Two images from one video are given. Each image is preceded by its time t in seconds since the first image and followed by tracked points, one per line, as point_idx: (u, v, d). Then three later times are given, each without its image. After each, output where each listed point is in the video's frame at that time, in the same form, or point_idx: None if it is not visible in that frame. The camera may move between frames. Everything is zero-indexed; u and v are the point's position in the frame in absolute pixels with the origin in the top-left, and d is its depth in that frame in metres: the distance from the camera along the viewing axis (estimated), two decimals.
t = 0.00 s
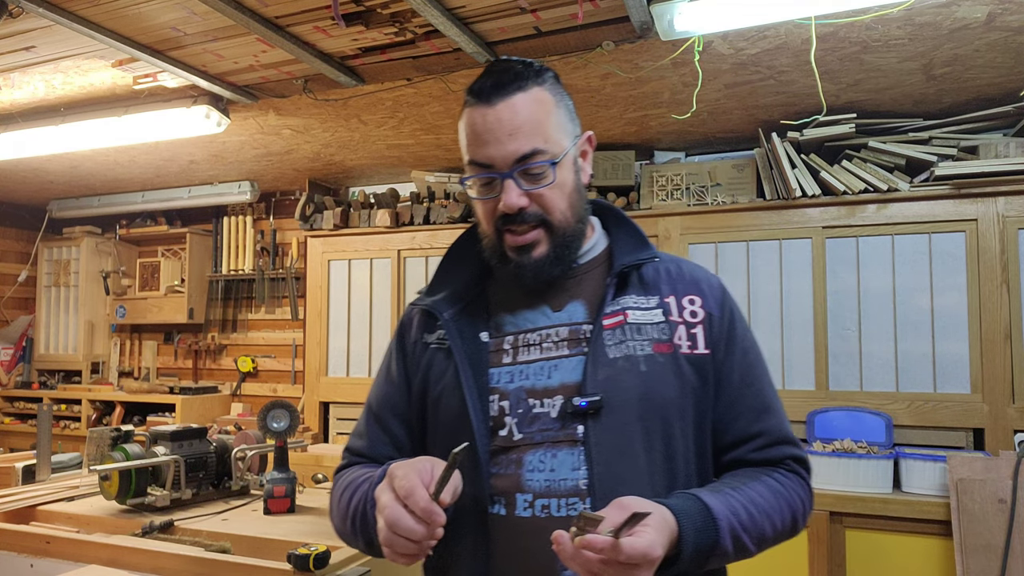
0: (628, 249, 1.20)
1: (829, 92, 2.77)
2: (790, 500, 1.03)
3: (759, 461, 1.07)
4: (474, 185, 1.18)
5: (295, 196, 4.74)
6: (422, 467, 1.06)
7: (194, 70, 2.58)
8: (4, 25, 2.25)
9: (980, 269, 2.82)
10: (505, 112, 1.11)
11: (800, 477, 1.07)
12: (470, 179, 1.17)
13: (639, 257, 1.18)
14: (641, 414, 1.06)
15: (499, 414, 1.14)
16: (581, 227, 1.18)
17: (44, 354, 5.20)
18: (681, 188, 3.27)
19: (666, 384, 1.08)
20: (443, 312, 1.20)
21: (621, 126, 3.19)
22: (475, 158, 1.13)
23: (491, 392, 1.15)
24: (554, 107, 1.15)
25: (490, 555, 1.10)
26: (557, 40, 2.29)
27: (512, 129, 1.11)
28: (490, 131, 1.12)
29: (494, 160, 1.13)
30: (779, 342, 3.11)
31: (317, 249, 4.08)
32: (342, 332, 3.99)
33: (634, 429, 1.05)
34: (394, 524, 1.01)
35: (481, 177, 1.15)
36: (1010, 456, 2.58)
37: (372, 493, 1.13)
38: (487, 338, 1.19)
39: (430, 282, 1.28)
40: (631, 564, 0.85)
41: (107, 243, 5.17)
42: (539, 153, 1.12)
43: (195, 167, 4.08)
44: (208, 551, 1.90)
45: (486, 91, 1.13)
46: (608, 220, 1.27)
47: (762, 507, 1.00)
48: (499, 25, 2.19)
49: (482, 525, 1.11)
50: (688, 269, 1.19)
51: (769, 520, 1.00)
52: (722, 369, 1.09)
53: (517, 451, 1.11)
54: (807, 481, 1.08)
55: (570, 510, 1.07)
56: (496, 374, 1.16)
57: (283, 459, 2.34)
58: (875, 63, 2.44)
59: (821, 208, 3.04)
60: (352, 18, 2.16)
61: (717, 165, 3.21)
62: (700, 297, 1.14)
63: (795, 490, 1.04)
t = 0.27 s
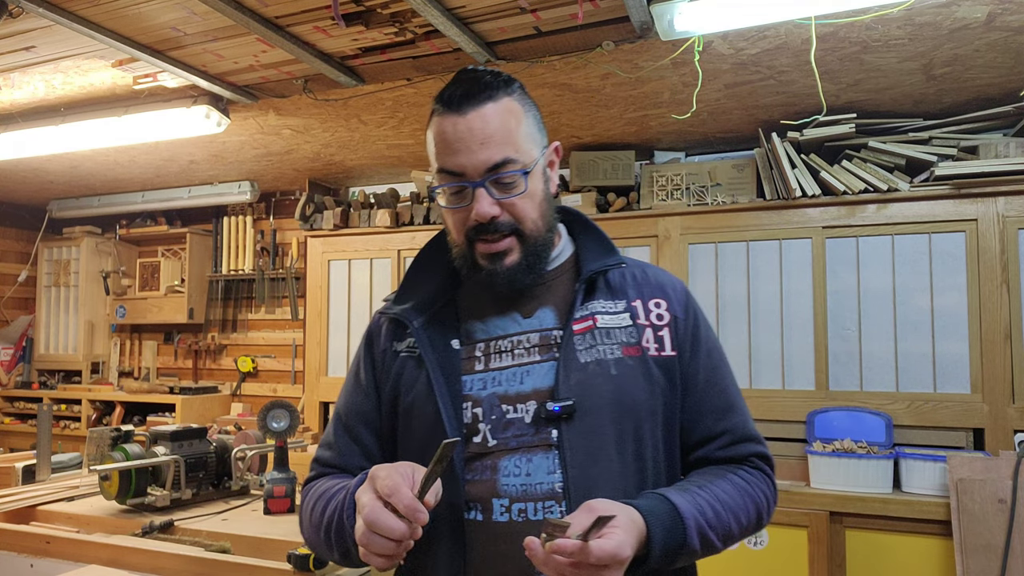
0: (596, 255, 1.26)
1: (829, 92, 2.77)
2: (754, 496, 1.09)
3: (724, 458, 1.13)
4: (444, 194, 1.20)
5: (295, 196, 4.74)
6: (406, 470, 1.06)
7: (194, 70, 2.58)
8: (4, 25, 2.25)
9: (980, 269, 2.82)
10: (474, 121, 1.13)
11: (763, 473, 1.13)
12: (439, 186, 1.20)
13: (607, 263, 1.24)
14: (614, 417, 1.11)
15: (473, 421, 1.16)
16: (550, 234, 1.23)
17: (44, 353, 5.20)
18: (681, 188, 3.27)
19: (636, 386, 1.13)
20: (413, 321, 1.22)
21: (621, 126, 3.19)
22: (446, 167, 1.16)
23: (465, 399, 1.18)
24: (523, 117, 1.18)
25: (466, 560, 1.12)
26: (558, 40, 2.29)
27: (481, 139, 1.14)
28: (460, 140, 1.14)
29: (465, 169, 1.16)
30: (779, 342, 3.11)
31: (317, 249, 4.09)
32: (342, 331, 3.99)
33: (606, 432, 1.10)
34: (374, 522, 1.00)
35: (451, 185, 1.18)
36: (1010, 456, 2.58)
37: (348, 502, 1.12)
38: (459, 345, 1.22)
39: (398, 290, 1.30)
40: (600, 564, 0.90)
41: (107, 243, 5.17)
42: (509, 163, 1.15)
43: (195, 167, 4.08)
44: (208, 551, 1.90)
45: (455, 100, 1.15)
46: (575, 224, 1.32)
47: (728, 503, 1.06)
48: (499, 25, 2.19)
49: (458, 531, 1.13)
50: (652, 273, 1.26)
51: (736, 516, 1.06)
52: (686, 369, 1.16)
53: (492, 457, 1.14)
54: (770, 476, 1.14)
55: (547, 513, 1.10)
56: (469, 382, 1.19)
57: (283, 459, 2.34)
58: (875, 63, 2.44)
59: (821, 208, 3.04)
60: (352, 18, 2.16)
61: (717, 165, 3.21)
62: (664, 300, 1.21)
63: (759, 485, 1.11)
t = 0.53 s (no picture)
0: (580, 254, 1.28)
1: (829, 92, 2.77)
2: (741, 491, 1.10)
3: (710, 454, 1.15)
4: (429, 192, 1.22)
5: (295, 196, 4.74)
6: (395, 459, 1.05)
7: (194, 70, 2.58)
8: (4, 25, 2.25)
9: (980, 269, 2.82)
10: (460, 120, 1.16)
11: (750, 468, 1.16)
12: (426, 185, 1.22)
13: (591, 261, 1.26)
14: (601, 413, 1.12)
15: (460, 418, 1.17)
16: (535, 236, 1.25)
17: (44, 353, 5.20)
18: (681, 188, 3.27)
19: (623, 382, 1.15)
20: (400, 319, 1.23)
21: (621, 126, 3.19)
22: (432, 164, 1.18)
23: (451, 396, 1.19)
24: (507, 118, 1.20)
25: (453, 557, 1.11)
26: (558, 40, 2.29)
27: (467, 137, 1.16)
28: (446, 137, 1.16)
29: (450, 166, 1.17)
30: (779, 342, 3.11)
31: (317, 249, 4.09)
32: (342, 331, 3.99)
33: (594, 428, 1.11)
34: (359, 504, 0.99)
35: (436, 183, 1.19)
36: (1010, 456, 2.58)
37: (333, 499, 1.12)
38: (445, 343, 1.23)
39: (384, 290, 1.31)
40: (584, 555, 0.90)
41: (107, 243, 5.17)
42: (494, 161, 1.17)
43: (195, 167, 4.08)
44: (208, 551, 1.90)
45: (442, 100, 1.17)
46: (560, 225, 1.34)
47: (715, 498, 1.07)
48: (499, 25, 2.19)
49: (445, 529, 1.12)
50: (636, 272, 1.29)
51: (723, 511, 1.07)
52: (672, 365, 1.18)
53: (479, 454, 1.15)
54: (756, 471, 1.16)
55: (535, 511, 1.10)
56: (455, 379, 1.20)
57: (283, 459, 2.34)
58: (875, 63, 2.44)
59: (821, 208, 3.04)
60: (352, 18, 2.17)
61: (717, 165, 3.21)
62: (650, 298, 1.23)
63: (745, 480, 1.12)
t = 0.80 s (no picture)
0: (574, 253, 1.28)
1: (829, 92, 2.77)
2: (736, 494, 1.10)
3: (706, 456, 1.15)
4: (424, 188, 1.22)
5: (295, 196, 4.74)
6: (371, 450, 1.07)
7: (194, 70, 2.58)
8: (4, 25, 2.25)
9: (980, 269, 2.82)
10: (456, 117, 1.16)
11: (748, 471, 1.15)
12: (421, 181, 1.22)
13: (585, 259, 1.26)
14: (592, 413, 1.12)
15: (451, 417, 1.17)
16: (530, 235, 1.25)
17: (44, 353, 5.20)
18: (681, 188, 3.26)
19: (615, 381, 1.15)
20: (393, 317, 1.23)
21: (621, 126, 3.19)
22: (427, 160, 1.18)
23: (444, 395, 1.19)
24: (503, 116, 1.21)
25: (444, 557, 1.12)
26: (557, 40, 2.29)
27: (462, 134, 1.16)
28: (442, 134, 1.17)
29: (445, 163, 1.17)
30: (780, 342, 3.11)
31: (317, 249, 4.09)
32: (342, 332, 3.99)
33: (585, 427, 1.11)
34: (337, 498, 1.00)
35: (431, 180, 1.19)
36: (1010, 456, 2.58)
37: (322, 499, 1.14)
38: (438, 341, 1.23)
39: (380, 289, 1.32)
40: (564, 555, 0.89)
41: (107, 243, 5.17)
42: (489, 159, 1.17)
43: (195, 167, 4.08)
44: (208, 551, 1.90)
45: (440, 98, 1.18)
46: (556, 224, 1.34)
47: (707, 501, 1.07)
48: (499, 25, 2.19)
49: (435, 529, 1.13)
50: (632, 271, 1.28)
51: (715, 513, 1.07)
52: (666, 365, 1.18)
53: (470, 454, 1.15)
54: (753, 473, 1.15)
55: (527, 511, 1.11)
56: (448, 378, 1.20)
57: (283, 459, 2.35)
58: (875, 62, 2.44)
59: (821, 208, 3.04)
60: (352, 18, 2.17)
61: (717, 165, 3.21)
62: (645, 297, 1.23)
63: (741, 482, 1.12)
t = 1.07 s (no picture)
0: (571, 251, 1.28)
1: (828, 92, 2.77)
2: (740, 491, 1.09)
3: (709, 452, 1.14)
4: (415, 189, 1.22)
5: (295, 196, 4.74)
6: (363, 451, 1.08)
7: (194, 70, 2.58)
8: (4, 25, 2.25)
9: (980, 269, 2.82)
10: (444, 118, 1.17)
11: (752, 466, 1.13)
12: (411, 182, 1.22)
13: (581, 258, 1.26)
14: (591, 412, 1.12)
15: (450, 420, 1.18)
16: (523, 233, 1.24)
17: (44, 353, 5.20)
18: (681, 188, 3.27)
19: (614, 380, 1.15)
20: (390, 321, 1.24)
21: (621, 126, 3.19)
22: (416, 162, 1.18)
23: (442, 397, 1.19)
24: (493, 115, 1.21)
25: (445, 559, 1.13)
26: (557, 40, 2.29)
27: (450, 135, 1.16)
28: (430, 136, 1.17)
29: (434, 164, 1.18)
30: (780, 342, 3.11)
31: (317, 249, 4.09)
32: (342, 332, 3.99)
33: (584, 426, 1.11)
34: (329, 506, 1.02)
35: (421, 181, 1.20)
36: (1010, 456, 2.58)
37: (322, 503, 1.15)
38: (436, 344, 1.23)
39: (377, 293, 1.33)
40: (555, 554, 0.89)
41: (107, 243, 5.17)
42: (478, 158, 1.18)
43: (195, 167, 4.08)
44: (208, 551, 1.90)
45: (428, 99, 1.18)
46: (553, 223, 1.35)
47: (708, 498, 1.06)
48: (499, 25, 2.19)
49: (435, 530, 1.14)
50: (630, 267, 1.28)
51: (717, 510, 1.06)
52: (666, 362, 1.17)
53: (469, 455, 1.15)
54: (759, 469, 1.13)
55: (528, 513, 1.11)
56: (446, 380, 1.20)
57: (283, 459, 2.34)
58: (875, 63, 2.44)
59: (821, 208, 3.04)
60: (352, 18, 2.17)
61: (717, 165, 3.21)
62: (643, 294, 1.23)
63: (744, 479, 1.10)
